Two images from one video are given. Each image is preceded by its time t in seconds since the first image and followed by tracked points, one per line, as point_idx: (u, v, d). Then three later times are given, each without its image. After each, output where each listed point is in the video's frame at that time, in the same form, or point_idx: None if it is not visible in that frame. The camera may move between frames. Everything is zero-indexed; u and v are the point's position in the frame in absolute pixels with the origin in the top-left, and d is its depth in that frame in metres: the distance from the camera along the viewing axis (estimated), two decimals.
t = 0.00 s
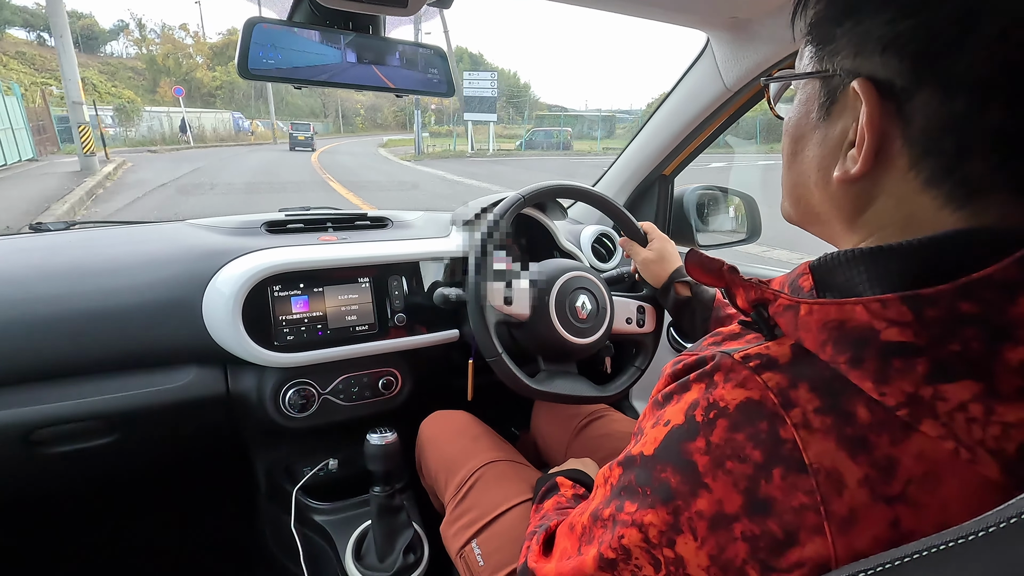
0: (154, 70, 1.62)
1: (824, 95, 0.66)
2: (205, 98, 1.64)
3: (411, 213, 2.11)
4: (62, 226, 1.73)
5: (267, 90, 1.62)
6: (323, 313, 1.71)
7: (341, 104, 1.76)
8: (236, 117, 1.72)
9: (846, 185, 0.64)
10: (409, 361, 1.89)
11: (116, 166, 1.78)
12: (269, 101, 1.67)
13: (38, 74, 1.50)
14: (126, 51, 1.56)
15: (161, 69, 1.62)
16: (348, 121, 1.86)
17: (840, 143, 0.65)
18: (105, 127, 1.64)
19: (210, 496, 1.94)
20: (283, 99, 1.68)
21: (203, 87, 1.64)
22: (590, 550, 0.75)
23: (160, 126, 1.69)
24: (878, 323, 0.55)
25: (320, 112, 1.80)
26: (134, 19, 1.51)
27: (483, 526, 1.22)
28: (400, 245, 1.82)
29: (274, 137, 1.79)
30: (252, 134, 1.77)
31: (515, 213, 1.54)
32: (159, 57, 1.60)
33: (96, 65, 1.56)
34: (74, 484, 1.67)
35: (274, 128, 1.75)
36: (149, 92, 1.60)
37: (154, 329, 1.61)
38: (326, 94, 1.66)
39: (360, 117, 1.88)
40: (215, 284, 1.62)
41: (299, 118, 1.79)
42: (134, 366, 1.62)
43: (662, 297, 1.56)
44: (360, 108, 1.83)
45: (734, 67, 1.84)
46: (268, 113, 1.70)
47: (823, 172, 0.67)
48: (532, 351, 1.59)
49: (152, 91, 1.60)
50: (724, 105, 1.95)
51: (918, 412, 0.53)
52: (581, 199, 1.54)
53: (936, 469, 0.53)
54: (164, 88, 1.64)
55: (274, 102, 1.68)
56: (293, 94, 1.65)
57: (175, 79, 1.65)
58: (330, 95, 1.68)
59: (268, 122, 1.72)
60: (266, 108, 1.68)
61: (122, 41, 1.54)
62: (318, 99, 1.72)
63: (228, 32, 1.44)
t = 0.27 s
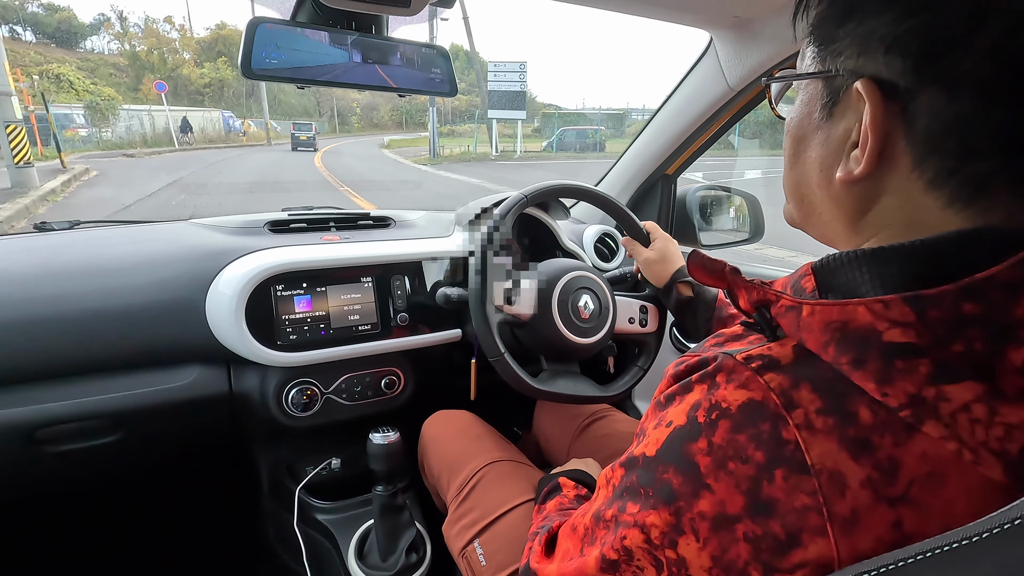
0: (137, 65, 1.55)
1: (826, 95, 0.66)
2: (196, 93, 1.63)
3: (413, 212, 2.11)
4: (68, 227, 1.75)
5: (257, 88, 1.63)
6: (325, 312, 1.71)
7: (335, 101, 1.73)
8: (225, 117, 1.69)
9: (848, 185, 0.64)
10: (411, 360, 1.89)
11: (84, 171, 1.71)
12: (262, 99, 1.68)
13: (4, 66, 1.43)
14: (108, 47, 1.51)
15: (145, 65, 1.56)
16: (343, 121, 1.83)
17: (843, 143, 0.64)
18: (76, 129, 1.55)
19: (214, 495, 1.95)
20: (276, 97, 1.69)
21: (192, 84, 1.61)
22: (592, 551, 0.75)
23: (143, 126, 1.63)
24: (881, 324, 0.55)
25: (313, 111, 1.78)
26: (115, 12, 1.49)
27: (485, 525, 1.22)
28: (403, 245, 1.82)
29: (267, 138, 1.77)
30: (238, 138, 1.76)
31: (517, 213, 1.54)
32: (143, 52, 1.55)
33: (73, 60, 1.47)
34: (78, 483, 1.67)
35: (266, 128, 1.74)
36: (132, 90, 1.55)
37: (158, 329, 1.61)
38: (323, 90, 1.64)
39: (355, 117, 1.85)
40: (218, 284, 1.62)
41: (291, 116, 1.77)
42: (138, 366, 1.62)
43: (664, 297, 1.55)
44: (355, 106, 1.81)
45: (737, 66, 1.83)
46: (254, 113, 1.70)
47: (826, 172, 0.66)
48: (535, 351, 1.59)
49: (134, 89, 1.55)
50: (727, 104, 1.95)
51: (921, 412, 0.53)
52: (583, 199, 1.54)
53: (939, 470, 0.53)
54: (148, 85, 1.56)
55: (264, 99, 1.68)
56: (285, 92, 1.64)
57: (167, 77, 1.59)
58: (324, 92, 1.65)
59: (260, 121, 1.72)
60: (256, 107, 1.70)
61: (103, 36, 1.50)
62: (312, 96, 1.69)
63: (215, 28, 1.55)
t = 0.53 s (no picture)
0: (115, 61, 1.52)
1: (832, 93, 0.66)
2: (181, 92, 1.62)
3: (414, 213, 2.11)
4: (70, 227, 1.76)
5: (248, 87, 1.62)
6: (327, 312, 1.71)
7: (331, 100, 1.73)
8: (212, 114, 1.69)
9: (853, 184, 0.63)
10: (413, 361, 1.89)
11: (26, 184, 1.60)
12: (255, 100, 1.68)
13: None
14: (85, 42, 1.49)
15: (125, 60, 1.54)
16: (338, 120, 1.83)
17: (848, 142, 0.64)
18: (37, 130, 1.48)
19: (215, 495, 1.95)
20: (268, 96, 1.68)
21: (177, 82, 1.60)
22: (594, 552, 0.75)
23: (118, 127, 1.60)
24: (886, 325, 0.55)
25: (307, 111, 1.77)
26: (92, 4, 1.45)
27: (486, 526, 1.21)
28: (405, 245, 1.82)
29: (259, 138, 1.76)
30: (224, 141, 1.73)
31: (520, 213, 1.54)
32: (122, 47, 1.52)
33: (47, 56, 1.48)
34: (79, 483, 1.67)
35: (258, 126, 1.72)
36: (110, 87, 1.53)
37: (159, 329, 1.61)
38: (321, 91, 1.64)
39: (350, 117, 1.85)
40: (220, 285, 1.62)
41: (285, 116, 1.76)
42: (139, 366, 1.62)
43: (666, 298, 1.55)
44: (349, 106, 1.80)
45: (739, 66, 1.83)
46: (242, 113, 1.70)
47: (831, 170, 0.66)
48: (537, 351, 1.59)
49: (114, 86, 1.53)
50: (729, 104, 1.94)
51: (927, 414, 0.53)
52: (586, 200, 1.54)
53: (943, 473, 0.53)
54: (126, 81, 1.53)
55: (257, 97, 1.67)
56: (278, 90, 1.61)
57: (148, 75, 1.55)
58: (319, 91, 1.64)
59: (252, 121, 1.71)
60: (246, 106, 1.68)
61: (80, 31, 1.48)
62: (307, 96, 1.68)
63: (200, 22, 1.56)
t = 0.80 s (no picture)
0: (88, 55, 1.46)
1: (833, 96, 0.66)
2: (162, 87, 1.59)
3: (416, 216, 2.11)
4: (72, 229, 1.75)
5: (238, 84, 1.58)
6: (328, 314, 1.71)
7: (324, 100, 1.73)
8: (196, 113, 1.67)
9: (854, 186, 0.63)
10: (414, 363, 1.88)
11: None
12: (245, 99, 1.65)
13: None
14: (61, 37, 1.44)
15: (101, 55, 1.48)
16: (333, 118, 1.84)
17: (849, 144, 0.64)
18: None
19: (215, 496, 1.95)
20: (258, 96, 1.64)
21: (158, 78, 1.57)
22: (594, 555, 0.74)
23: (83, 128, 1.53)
24: (886, 328, 0.55)
25: (302, 112, 1.78)
26: None
27: (487, 529, 1.21)
28: (405, 247, 1.82)
29: (250, 139, 1.75)
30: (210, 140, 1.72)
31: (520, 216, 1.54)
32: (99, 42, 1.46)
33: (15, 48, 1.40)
34: (79, 485, 1.67)
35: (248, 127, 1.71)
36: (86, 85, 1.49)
37: (160, 331, 1.61)
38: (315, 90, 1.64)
39: (344, 116, 1.85)
40: (221, 286, 1.62)
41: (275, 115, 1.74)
42: (140, 368, 1.62)
43: (667, 300, 1.54)
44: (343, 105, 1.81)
45: (741, 69, 1.83)
46: (230, 113, 1.66)
47: (831, 173, 0.66)
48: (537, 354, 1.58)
49: (89, 84, 1.49)
50: (730, 108, 1.94)
51: (927, 417, 0.53)
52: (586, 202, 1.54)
53: (944, 476, 0.53)
54: (96, 77, 1.48)
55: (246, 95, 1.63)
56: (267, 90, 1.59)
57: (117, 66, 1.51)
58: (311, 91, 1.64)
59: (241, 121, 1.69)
60: (235, 105, 1.65)
61: (54, 24, 1.43)
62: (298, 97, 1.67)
63: (185, 14, 1.54)
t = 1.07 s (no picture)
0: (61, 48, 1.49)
1: (834, 92, 0.66)
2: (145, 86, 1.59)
3: (417, 214, 2.11)
4: (74, 228, 1.76)
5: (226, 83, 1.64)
6: (329, 312, 1.72)
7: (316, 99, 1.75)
8: (178, 112, 1.66)
9: (855, 183, 0.63)
10: (415, 360, 1.89)
11: None
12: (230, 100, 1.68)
13: None
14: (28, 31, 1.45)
15: (75, 48, 1.50)
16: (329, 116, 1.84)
17: (850, 141, 0.64)
18: None
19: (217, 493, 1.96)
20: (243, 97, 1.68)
21: (137, 75, 1.57)
22: (595, 553, 0.75)
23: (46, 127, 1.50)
24: (887, 326, 0.55)
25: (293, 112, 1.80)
26: None
27: (488, 526, 1.22)
28: (407, 245, 1.82)
29: (238, 141, 1.79)
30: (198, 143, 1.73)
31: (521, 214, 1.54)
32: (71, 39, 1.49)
33: None
34: (81, 482, 1.68)
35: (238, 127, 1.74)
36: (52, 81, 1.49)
37: (162, 329, 1.62)
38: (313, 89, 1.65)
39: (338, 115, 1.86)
40: (223, 284, 1.62)
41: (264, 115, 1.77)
42: (142, 365, 1.63)
43: (668, 301, 1.55)
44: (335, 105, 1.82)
45: (742, 66, 1.83)
46: (218, 113, 1.69)
47: (833, 170, 0.66)
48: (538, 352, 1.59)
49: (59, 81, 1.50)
50: (732, 105, 1.94)
51: (928, 415, 0.53)
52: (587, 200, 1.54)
53: (945, 473, 0.53)
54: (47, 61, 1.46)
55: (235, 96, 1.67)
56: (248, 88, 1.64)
57: (75, 57, 1.50)
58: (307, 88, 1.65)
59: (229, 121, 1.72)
60: (222, 103, 1.67)
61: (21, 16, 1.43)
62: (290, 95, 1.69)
63: (165, 8, 1.54)
